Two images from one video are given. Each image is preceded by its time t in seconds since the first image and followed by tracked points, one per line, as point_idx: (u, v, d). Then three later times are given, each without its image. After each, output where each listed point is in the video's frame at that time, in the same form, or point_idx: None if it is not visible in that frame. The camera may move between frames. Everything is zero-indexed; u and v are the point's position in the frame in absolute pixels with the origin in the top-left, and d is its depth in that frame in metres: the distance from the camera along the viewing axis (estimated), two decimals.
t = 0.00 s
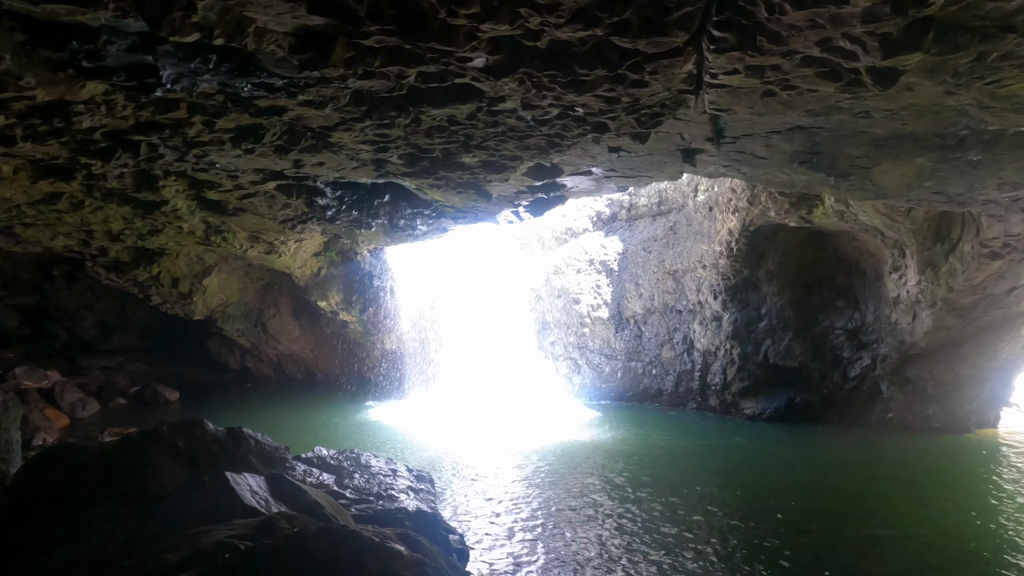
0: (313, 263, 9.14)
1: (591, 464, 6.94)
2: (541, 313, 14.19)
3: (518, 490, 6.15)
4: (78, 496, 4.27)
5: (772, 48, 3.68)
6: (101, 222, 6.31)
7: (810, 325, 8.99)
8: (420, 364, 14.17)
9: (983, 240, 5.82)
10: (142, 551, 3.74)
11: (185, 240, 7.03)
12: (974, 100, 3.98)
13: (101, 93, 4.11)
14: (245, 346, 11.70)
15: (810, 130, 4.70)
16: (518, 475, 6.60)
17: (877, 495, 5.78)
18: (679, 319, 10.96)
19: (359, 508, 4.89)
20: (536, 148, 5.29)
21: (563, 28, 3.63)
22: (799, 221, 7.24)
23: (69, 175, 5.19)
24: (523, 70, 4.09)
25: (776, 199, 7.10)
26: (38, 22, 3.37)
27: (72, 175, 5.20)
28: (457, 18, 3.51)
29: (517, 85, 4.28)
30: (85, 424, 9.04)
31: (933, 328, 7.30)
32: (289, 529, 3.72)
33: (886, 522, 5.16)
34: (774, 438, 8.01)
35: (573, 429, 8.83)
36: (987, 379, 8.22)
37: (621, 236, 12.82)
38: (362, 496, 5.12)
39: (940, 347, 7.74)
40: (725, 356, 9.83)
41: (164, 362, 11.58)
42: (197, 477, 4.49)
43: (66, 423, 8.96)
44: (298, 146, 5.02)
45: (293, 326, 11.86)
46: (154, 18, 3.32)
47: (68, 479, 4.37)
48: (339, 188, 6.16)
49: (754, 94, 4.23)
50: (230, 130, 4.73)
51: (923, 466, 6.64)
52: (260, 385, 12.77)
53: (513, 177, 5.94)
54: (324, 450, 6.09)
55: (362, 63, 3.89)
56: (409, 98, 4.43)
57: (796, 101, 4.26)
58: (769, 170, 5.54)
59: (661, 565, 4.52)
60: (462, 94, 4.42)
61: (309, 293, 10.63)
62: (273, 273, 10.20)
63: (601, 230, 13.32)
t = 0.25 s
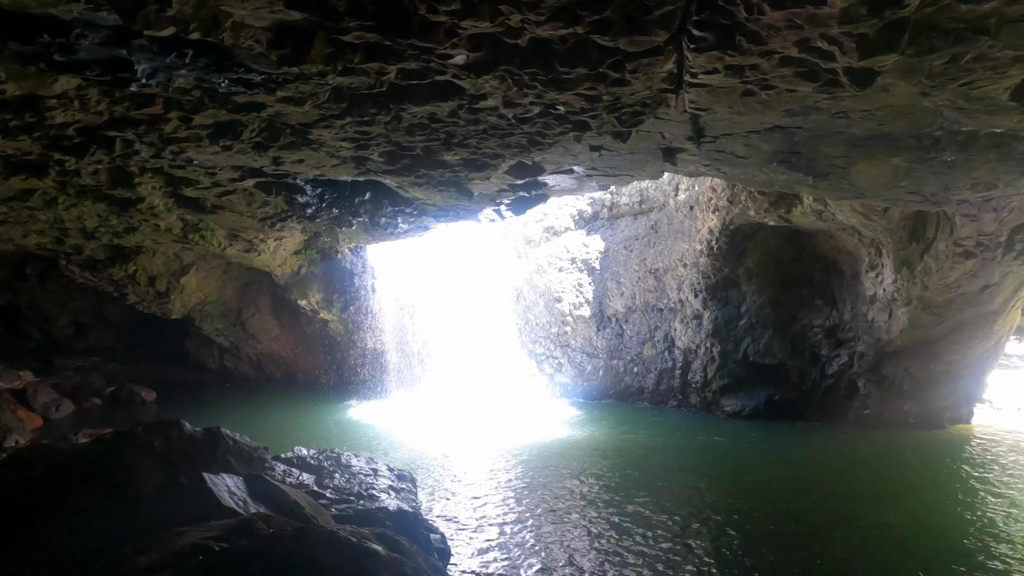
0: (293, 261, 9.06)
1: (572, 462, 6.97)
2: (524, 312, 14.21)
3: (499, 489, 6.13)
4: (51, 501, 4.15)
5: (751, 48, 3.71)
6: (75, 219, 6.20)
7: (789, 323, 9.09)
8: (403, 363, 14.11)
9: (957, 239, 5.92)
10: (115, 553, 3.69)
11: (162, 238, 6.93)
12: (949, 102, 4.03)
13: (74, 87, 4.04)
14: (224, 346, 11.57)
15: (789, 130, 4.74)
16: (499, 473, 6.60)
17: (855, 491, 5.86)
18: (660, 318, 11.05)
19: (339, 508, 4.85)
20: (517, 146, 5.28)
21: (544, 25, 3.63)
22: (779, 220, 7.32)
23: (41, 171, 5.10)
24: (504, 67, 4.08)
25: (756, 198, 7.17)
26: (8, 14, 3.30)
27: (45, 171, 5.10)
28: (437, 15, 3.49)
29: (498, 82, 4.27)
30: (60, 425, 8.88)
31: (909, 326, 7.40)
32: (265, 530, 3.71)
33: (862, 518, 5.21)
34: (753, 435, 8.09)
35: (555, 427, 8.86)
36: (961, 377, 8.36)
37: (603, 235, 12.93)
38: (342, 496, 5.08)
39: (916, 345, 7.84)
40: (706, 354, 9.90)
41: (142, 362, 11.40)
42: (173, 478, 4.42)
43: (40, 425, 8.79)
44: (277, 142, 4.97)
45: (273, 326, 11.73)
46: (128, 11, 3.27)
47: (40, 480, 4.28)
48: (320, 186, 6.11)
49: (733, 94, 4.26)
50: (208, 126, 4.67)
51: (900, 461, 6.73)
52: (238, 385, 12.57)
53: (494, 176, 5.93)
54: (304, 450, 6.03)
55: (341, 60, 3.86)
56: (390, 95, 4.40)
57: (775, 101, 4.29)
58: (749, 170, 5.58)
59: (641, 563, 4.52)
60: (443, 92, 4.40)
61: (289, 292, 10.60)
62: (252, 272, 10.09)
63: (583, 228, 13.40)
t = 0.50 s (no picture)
0: (273, 260, 8.98)
1: (553, 460, 6.99)
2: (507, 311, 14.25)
3: (479, 488, 6.11)
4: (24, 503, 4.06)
5: (731, 48, 3.72)
6: (48, 217, 6.09)
7: (769, 321, 9.19)
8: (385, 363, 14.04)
9: (933, 239, 6.01)
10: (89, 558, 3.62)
11: (139, 236, 6.83)
12: (925, 103, 4.08)
13: (46, 82, 3.96)
14: (202, 346, 11.44)
15: (769, 129, 4.78)
16: (480, 472, 6.59)
17: (833, 487, 5.93)
18: (642, 316, 11.11)
19: (319, 509, 4.81)
20: (499, 144, 5.27)
21: (525, 23, 3.61)
22: (758, 219, 7.39)
23: (13, 168, 5.00)
24: (485, 65, 4.06)
25: (736, 197, 7.23)
26: None
27: (16, 167, 5.00)
28: (417, 12, 3.46)
29: (479, 80, 4.25)
30: (34, 427, 8.71)
31: (886, 324, 7.51)
32: (240, 533, 3.70)
33: (838, 514, 5.27)
34: (734, 433, 8.15)
35: (536, 426, 8.89)
36: (937, 374, 8.49)
37: (585, 234, 13.06)
38: (323, 497, 5.04)
39: (892, 343, 7.95)
40: (687, 352, 9.97)
41: (118, 362, 11.23)
42: (150, 480, 4.34)
43: (13, 427, 8.62)
44: (256, 139, 4.91)
45: (252, 325, 11.52)
46: (101, 4, 3.21)
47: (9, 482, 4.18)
48: (300, 184, 6.05)
49: (714, 93, 4.28)
50: (185, 123, 4.61)
51: (877, 458, 6.82)
52: (217, 386, 12.37)
53: (476, 174, 5.92)
54: (283, 450, 5.96)
55: (320, 56, 3.82)
56: (370, 92, 4.37)
57: (755, 101, 4.32)
58: (729, 169, 5.62)
59: (620, 561, 4.54)
60: (424, 89, 4.38)
61: (270, 292, 10.49)
62: (231, 271, 9.96)
63: (565, 227, 13.58)
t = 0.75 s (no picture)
0: (253, 258, 8.89)
1: (533, 458, 7.01)
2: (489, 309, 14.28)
3: (460, 487, 6.08)
4: None
5: (712, 46, 3.72)
6: (20, 213, 5.99)
7: (749, 319, 9.28)
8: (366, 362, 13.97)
9: (909, 237, 6.10)
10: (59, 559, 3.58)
11: (114, 234, 6.73)
12: (901, 102, 4.13)
13: (15, 74, 3.88)
14: (180, 345, 11.31)
15: (749, 128, 4.82)
16: (460, 471, 6.56)
17: (810, 483, 5.99)
18: (623, 314, 11.17)
19: (298, 509, 4.76)
20: (480, 142, 5.26)
21: (505, 18, 3.60)
22: (738, 218, 7.45)
23: None
24: (466, 61, 4.04)
25: (717, 196, 7.29)
26: None
27: None
28: (396, 6, 3.43)
29: (460, 76, 4.23)
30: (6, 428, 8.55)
31: (863, 321, 7.61)
32: (213, 536, 3.67)
33: (817, 511, 5.31)
34: (713, 430, 8.22)
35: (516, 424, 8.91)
36: (913, 372, 8.62)
37: (566, 232, 13.10)
38: (302, 497, 4.99)
39: (870, 340, 8.04)
40: (668, 350, 10.03)
41: (94, 362, 11.08)
42: (123, 480, 4.27)
43: None
44: (233, 136, 4.85)
45: (231, 324, 11.47)
46: None
47: None
48: (279, 180, 6.00)
49: (694, 91, 4.30)
50: (160, 118, 4.54)
51: (853, 454, 6.91)
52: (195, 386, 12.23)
53: (457, 171, 5.90)
54: (262, 450, 5.90)
55: (298, 51, 3.77)
56: (349, 88, 4.33)
57: (735, 99, 4.35)
58: (710, 168, 5.66)
59: (600, 559, 4.53)
60: (404, 85, 4.35)
61: (247, 289, 10.39)
62: (209, 269, 9.84)
63: (547, 226, 13.62)
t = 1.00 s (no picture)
0: (230, 256, 8.78)
1: (513, 456, 7.01)
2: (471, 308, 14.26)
3: (441, 486, 6.06)
4: None
5: (692, 44, 3.73)
6: None
7: (728, 317, 9.35)
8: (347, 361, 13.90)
9: (885, 236, 6.19)
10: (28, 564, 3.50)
11: (87, 231, 6.61)
12: (878, 102, 4.18)
13: None
14: (157, 344, 11.16)
15: (728, 127, 4.85)
16: (440, 469, 6.54)
17: (787, 479, 6.06)
18: (604, 313, 11.21)
19: (276, 511, 4.71)
20: (461, 139, 5.24)
21: (485, 14, 3.58)
22: (718, 216, 7.50)
23: None
24: (446, 57, 4.01)
25: (697, 195, 7.33)
26: None
27: None
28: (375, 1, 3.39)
29: (440, 73, 4.20)
30: None
31: (840, 319, 7.70)
32: (183, 541, 3.59)
33: (794, 507, 5.35)
34: (693, 427, 8.28)
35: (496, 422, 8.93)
36: (888, 369, 8.75)
37: (547, 230, 13.06)
38: (280, 498, 4.93)
39: (847, 337, 8.14)
40: (648, 348, 10.10)
41: (67, 362, 10.89)
42: (95, 484, 4.19)
43: None
44: (209, 131, 4.79)
45: (208, 323, 11.39)
46: None
47: None
48: (256, 177, 5.93)
49: (674, 89, 4.31)
50: (133, 113, 4.46)
51: (830, 450, 7.00)
52: (172, 386, 12.12)
53: (438, 169, 5.87)
54: (239, 451, 5.82)
55: (275, 45, 3.72)
56: (328, 83, 4.29)
57: (714, 98, 4.37)
58: (690, 166, 5.69)
59: (581, 557, 4.53)
60: (384, 81, 4.31)
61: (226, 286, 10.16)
62: (185, 267, 9.68)
63: (528, 224, 13.61)
